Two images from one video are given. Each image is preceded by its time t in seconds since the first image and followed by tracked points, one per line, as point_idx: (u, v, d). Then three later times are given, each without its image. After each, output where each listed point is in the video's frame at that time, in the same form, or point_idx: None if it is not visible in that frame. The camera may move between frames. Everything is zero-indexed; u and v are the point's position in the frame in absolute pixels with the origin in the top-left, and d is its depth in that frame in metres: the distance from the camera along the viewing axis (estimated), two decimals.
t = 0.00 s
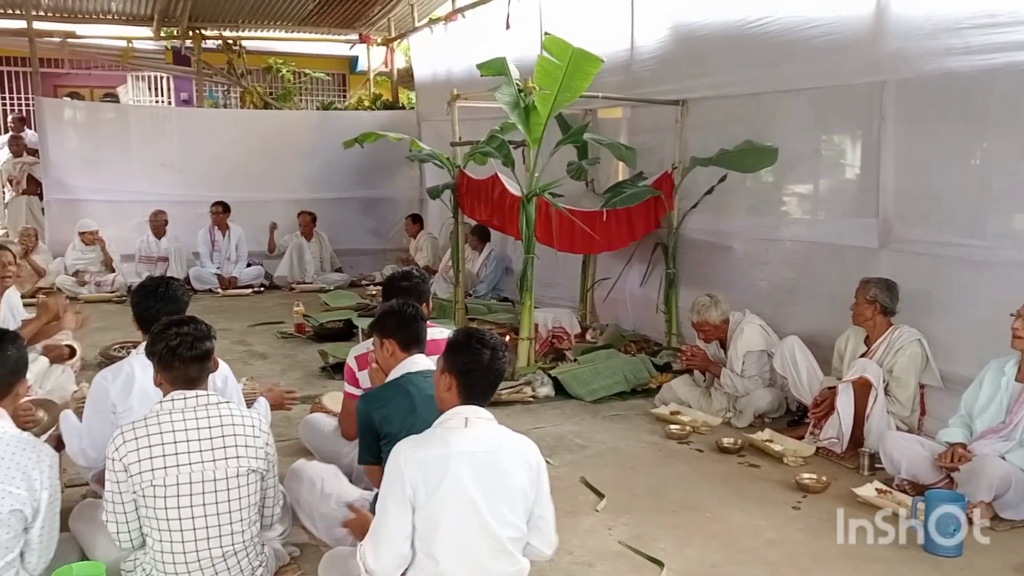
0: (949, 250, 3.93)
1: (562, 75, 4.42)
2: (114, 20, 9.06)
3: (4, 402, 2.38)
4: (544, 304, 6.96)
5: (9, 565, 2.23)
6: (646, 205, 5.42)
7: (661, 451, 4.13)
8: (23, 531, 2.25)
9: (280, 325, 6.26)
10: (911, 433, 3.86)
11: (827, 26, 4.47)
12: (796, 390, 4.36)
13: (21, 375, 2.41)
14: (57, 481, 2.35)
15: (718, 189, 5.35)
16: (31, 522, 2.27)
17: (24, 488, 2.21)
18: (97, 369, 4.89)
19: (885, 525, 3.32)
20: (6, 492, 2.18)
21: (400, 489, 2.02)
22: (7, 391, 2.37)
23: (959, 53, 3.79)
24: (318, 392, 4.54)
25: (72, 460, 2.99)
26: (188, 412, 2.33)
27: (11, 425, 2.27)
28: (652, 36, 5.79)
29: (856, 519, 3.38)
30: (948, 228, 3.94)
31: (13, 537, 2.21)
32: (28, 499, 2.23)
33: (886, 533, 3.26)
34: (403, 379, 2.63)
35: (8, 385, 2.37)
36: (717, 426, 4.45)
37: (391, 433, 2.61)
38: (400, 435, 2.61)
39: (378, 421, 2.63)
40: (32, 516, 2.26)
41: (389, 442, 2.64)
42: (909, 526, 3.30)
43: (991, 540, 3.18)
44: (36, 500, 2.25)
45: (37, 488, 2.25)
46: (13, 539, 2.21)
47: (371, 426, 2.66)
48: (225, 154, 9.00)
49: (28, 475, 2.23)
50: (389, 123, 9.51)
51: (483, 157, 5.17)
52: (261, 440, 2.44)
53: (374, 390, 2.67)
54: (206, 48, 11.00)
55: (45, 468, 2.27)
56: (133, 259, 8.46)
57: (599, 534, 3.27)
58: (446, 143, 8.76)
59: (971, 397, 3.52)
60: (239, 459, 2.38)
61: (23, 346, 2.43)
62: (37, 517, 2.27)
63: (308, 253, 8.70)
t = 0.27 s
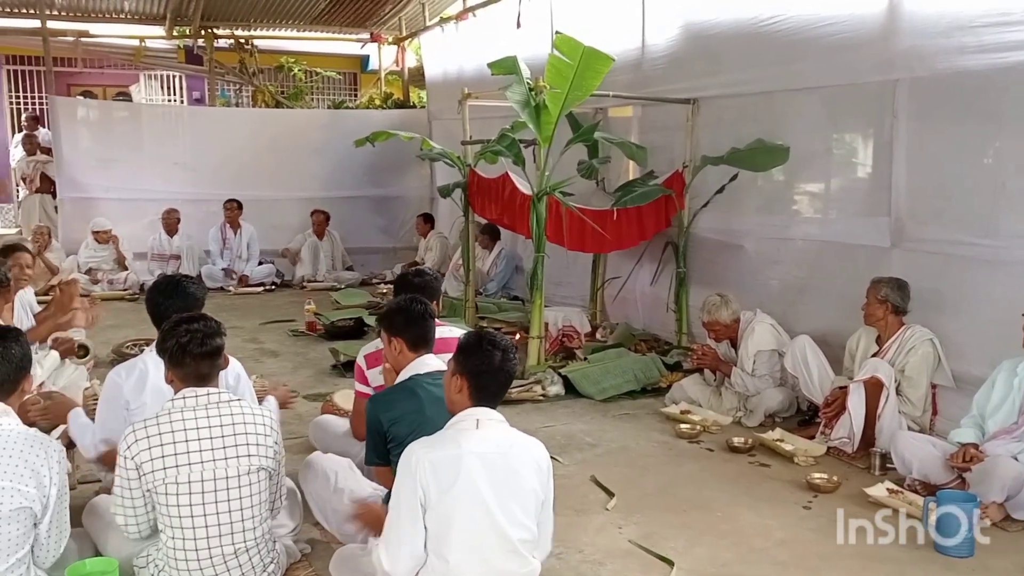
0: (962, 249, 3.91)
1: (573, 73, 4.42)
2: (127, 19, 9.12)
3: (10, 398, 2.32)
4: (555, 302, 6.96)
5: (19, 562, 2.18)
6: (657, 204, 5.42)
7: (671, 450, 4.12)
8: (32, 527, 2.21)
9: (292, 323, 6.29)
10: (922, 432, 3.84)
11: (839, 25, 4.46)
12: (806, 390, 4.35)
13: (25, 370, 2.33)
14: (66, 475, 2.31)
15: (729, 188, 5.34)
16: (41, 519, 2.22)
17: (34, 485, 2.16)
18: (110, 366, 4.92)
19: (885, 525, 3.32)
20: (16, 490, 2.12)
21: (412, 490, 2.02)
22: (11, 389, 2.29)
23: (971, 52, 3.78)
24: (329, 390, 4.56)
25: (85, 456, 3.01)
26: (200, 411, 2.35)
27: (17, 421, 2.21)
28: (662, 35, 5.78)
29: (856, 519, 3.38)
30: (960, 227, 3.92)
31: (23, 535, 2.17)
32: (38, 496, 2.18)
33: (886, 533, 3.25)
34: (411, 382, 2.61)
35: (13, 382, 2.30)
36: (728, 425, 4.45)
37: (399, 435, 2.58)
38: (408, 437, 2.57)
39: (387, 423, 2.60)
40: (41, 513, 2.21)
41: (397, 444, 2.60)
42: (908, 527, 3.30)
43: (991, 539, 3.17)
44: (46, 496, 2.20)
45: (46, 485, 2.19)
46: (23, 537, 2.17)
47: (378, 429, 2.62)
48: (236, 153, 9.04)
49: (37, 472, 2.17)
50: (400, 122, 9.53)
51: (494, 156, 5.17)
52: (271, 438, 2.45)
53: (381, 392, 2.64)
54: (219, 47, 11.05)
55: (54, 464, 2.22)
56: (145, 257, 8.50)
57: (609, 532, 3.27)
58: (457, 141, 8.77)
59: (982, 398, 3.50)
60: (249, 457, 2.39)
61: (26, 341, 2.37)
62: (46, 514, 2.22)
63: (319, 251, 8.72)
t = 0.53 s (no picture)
0: (977, 245, 3.88)
1: (585, 70, 4.41)
2: (140, 16, 9.16)
3: None
4: (566, 299, 6.96)
5: (30, 555, 2.19)
6: (670, 201, 5.41)
7: (683, 447, 4.11)
8: (39, 519, 2.21)
9: (304, 319, 6.31)
10: (936, 429, 3.83)
11: (853, 20, 4.43)
12: (819, 387, 4.33)
13: (11, 366, 2.32)
14: (64, 463, 2.30)
15: (742, 184, 5.32)
16: (45, 509, 2.22)
17: (35, 478, 2.15)
18: (125, 362, 4.95)
19: (884, 524, 3.30)
20: (18, 484, 2.11)
21: (421, 486, 2.04)
22: None
23: (986, 47, 3.75)
24: (342, 386, 4.57)
25: (101, 451, 3.03)
26: (213, 406, 2.36)
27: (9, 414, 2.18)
28: (675, 30, 5.76)
29: (855, 517, 3.36)
30: (974, 224, 3.90)
31: (30, 528, 2.17)
32: (40, 488, 2.17)
33: (886, 531, 3.25)
34: (418, 379, 2.63)
35: None
36: (740, 422, 4.45)
37: (408, 432, 2.59)
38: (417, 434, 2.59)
39: (396, 420, 2.62)
40: (45, 504, 2.21)
41: (406, 441, 2.62)
42: (909, 525, 3.29)
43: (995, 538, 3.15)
44: (47, 487, 2.20)
45: (47, 476, 2.19)
46: (31, 530, 2.17)
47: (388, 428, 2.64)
48: (248, 150, 9.07)
49: (36, 464, 2.16)
50: (412, 119, 9.54)
51: (505, 152, 5.17)
52: (285, 432, 2.47)
53: (388, 390, 2.66)
54: (232, 43, 11.09)
55: (52, 454, 2.21)
56: (159, 253, 8.55)
57: (621, 529, 3.27)
58: (469, 138, 8.77)
59: (997, 395, 3.49)
60: (263, 451, 2.41)
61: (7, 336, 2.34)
62: (49, 504, 2.22)
63: (332, 248, 8.75)
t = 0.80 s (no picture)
0: (990, 245, 3.87)
1: (596, 69, 4.41)
2: (154, 16, 9.21)
3: (11, 392, 2.29)
4: (578, 298, 6.96)
5: (42, 554, 2.19)
6: (681, 200, 5.41)
7: (694, 447, 4.11)
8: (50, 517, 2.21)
9: (316, 318, 6.34)
10: (949, 430, 3.81)
11: (866, 18, 4.41)
12: (832, 386, 4.31)
13: (24, 363, 2.32)
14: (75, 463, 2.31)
15: (753, 184, 5.30)
16: (56, 509, 2.23)
17: (46, 476, 2.16)
18: (140, 360, 4.98)
19: (883, 525, 3.29)
20: (27, 482, 2.11)
21: (428, 493, 2.05)
22: (10, 383, 2.27)
23: (999, 46, 3.73)
24: (355, 384, 4.59)
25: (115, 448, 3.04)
26: (227, 404, 2.38)
27: (20, 414, 2.21)
28: (686, 30, 5.75)
29: (852, 518, 3.35)
30: (987, 224, 3.88)
31: (42, 526, 2.17)
32: (51, 487, 2.18)
33: (884, 534, 3.23)
34: (422, 377, 2.67)
35: (12, 375, 2.28)
36: (752, 421, 4.44)
37: (416, 430, 2.64)
38: (425, 430, 2.63)
39: (402, 417, 2.64)
40: (56, 503, 2.22)
41: (414, 439, 2.65)
42: (903, 527, 3.26)
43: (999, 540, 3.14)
44: (58, 486, 2.21)
45: (57, 474, 2.20)
46: (42, 528, 2.17)
47: (393, 424, 2.65)
48: (260, 149, 9.10)
49: (47, 462, 2.17)
50: (424, 118, 9.56)
51: (517, 152, 5.17)
52: (298, 430, 2.48)
53: (395, 388, 2.69)
54: (245, 43, 11.13)
55: (63, 453, 2.22)
56: (172, 252, 8.59)
57: (632, 528, 3.27)
58: (481, 138, 8.79)
59: (1010, 397, 3.46)
60: (276, 449, 2.42)
61: (22, 336, 2.36)
62: (60, 503, 2.23)
63: (344, 247, 8.78)
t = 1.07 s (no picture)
0: (1002, 242, 3.84)
1: (606, 66, 4.41)
2: (164, 14, 9.22)
3: (48, 388, 2.29)
4: (587, 295, 6.96)
5: (62, 550, 2.21)
6: (691, 198, 5.39)
7: (704, 444, 4.10)
8: (73, 515, 2.22)
9: (326, 315, 6.35)
10: (960, 428, 3.79)
11: (878, 14, 4.39)
12: (842, 384, 4.30)
13: (62, 359, 2.33)
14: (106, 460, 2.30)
15: (763, 180, 5.29)
16: (80, 506, 2.23)
17: (72, 475, 2.16)
18: (151, 357, 5.01)
19: (884, 524, 3.27)
20: (55, 479, 2.13)
21: (438, 487, 2.06)
22: (48, 378, 2.28)
23: (1012, 42, 3.70)
24: (364, 381, 4.60)
25: (127, 445, 3.05)
26: (239, 400, 2.38)
27: (55, 409, 2.21)
28: (696, 26, 5.74)
29: (856, 517, 3.33)
30: (999, 221, 3.86)
31: (63, 523, 2.18)
32: (76, 485, 2.18)
33: (886, 532, 3.21)
34: (429, 373, 2.67)
35: (49, 372, 2.29)
36: (762, 419, 4.43)
37: (422, 426, 2.64)
38: (431, 425, 2.63)
39: (407, 413, 2.64)
40: (81, 500, 2.22)
41: (419, 435, 2.65)
42: (907, 525, 3.25)
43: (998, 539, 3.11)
44: (85, 484, 2.20)
45: (85, 472, 2.19)
46: (63, 525, 2.19)
47: (399, 421, 2.65)
48: (270, 147, 9.12)
49: (75, 460, 2.17)
50: (433, 116, 9.56)
51: (526, 149, 5.17)
52: (309, 426, 2.48)
53: (400, 385, 2.70)
54: (254, 41, 11.16)
55: (92, 452, 2.21)
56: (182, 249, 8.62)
57: (642, 525, 3.27)
58: (490, 135, 8.79)
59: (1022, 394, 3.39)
60: (288, 444, 2.43)
61: (62, 332, 2.37)
62: (86, 501, 2.22)
63: (353, 244, 8.80)
